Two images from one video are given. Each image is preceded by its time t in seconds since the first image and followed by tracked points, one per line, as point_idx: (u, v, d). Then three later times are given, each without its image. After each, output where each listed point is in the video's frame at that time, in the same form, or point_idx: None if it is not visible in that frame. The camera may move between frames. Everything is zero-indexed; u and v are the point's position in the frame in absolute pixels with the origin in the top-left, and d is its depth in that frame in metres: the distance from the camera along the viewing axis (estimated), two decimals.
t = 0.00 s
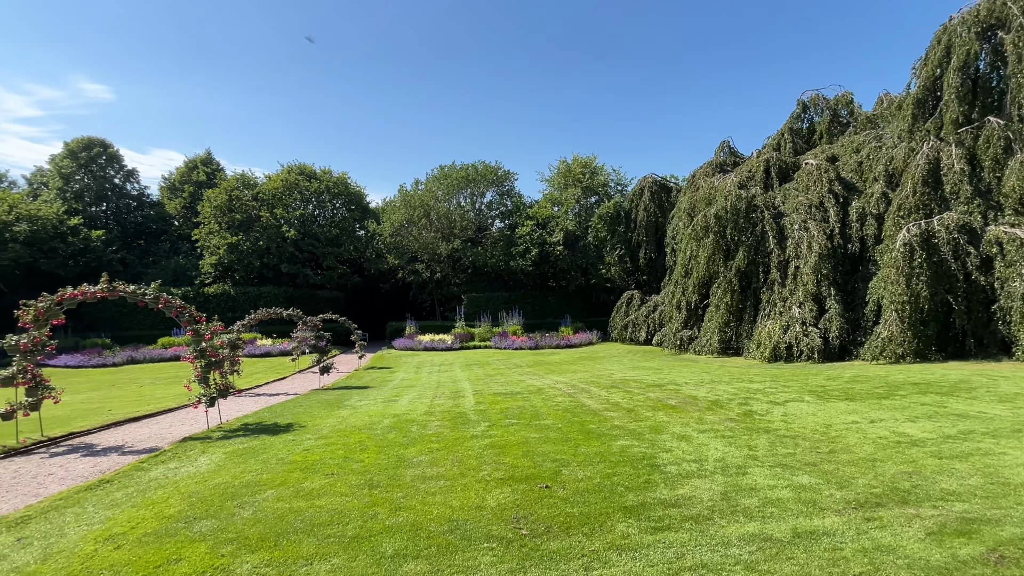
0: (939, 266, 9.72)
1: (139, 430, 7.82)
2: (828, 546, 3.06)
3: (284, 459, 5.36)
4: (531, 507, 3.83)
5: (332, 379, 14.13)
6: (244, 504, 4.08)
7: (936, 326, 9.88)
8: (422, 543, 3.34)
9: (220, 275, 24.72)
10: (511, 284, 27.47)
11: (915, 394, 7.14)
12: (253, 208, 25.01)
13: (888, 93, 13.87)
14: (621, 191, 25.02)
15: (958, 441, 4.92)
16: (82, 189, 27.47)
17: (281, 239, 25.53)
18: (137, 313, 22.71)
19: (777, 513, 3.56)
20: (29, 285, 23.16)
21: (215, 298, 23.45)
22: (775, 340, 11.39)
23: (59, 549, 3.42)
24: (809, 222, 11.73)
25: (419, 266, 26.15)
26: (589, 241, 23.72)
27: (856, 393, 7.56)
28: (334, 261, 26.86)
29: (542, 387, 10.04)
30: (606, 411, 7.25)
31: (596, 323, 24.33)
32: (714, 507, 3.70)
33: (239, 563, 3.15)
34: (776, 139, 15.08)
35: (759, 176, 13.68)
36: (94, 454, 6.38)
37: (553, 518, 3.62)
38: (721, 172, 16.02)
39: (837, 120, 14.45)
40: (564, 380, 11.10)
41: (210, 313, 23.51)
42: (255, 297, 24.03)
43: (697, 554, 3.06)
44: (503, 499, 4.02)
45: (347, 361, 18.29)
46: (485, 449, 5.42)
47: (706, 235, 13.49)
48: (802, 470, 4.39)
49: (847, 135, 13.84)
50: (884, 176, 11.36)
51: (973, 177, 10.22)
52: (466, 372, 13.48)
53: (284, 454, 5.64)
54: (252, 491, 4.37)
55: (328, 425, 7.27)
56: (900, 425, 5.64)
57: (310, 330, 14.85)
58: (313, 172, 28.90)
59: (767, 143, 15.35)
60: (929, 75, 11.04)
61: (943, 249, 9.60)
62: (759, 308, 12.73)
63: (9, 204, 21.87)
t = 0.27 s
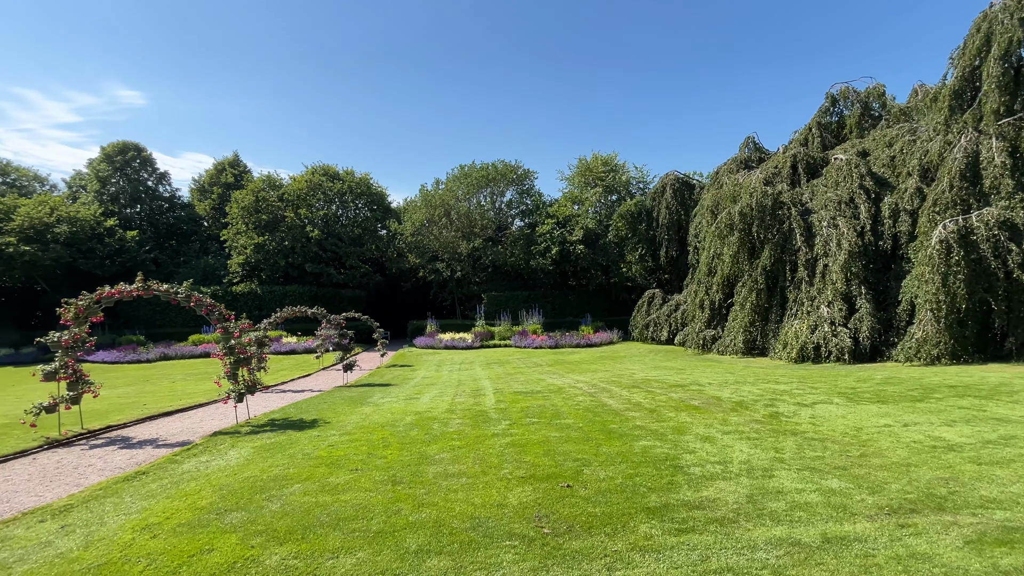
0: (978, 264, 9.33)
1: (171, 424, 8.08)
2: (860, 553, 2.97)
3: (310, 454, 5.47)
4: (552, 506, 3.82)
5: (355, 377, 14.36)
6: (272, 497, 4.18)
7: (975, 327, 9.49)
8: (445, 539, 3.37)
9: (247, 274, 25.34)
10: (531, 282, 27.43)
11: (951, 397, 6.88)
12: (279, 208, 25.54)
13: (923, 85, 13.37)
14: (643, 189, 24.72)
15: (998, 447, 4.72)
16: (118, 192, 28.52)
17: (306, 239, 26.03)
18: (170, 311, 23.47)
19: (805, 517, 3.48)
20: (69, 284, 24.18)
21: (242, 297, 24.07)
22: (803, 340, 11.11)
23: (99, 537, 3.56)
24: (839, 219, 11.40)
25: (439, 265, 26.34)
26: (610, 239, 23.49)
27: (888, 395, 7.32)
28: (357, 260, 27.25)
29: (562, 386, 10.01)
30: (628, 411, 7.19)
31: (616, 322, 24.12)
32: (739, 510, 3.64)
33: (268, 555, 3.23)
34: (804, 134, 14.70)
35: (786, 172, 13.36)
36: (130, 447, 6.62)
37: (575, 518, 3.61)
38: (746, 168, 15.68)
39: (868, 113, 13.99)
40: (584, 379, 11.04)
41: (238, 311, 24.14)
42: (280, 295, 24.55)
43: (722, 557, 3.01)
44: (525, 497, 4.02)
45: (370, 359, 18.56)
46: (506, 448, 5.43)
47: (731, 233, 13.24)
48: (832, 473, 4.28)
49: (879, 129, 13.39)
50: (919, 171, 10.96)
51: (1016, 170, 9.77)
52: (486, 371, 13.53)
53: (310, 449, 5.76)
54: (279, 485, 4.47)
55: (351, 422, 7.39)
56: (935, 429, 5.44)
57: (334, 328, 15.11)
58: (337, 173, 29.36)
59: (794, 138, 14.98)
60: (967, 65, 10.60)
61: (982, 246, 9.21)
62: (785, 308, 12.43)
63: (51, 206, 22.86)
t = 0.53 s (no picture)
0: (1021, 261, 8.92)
1: (202, 418, 8.33)
2: (893, 560, 2.88)
3: (334, 450, 5.57)
4: (574, 506, 3.81)
5: (378, 374, 14.56)
6: (299, 491, 4.28)
7: (1017, 327, 9.09)
8: (467, 536, 3.39)
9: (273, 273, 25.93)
10: (551, 281, 27.39)
11: (991, 401, 6.60)
12: (303, 209, 26.04)
13: (961, 75, 12.85)
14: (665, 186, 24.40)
15: None
16: (151, 194, 29.51)
17: (329, 239, 26.49)
18: (200, 309, 24.17)
19: (835, 522, 3.39)
20: (106, 283, 25.14)
21: (269, 296, 24.64)
22: (833, 340, 10.81)
23: (136, 526, 3.70)
24: (870, 215, 11.06)
25: (460, 264, 26.49)
26: (631, 237, 23.25)
27: (922, 398, 7.08)
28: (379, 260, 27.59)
29: (583, 385, 9.96)
30: (650, 411, 7.11)
31: (638, 321, 23.88)
32: (766, 514, 3.56)
33: (295, 547, 3.31)
34: (833, 128, 14.29)
35: (814, 167, 13.01)
36: (164, 440, 6.86)
37: (597, 518, 3.59)
38: (772, 164, 15.33)
39: (902, 105, 13.52)
40: (605, 378, 10.97)
41: (265, 309, 24.73)
42: (304, 294, 25.04)
43: (747, 561, 2.96)
44: (546, 496, 4.02)
45: (392, 357, 18.79)
46: (526, 446, 5.44)
47: (757, 231, 12.96)
48: (863, 478, 4.16)
49: (913, 121, 12.92)
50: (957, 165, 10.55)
51: None
52: (506, 369, 13.56)
53: (334, 445, 5.87)
54: (305, 479, 4.57)
55: (374, 419, 7.50)
56: (973, 434, 5.22)
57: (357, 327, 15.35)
58: (359, 173, 29.76)
59: (823, 133, 14.58)
60: (1010, 54, 10.13)
61: None
62: (814, 307, 12.11)
63: (89, 208, 23.80)
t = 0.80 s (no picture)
0: None
1: (232, 413, 8.57)
2: (931, 570, 2.78)
3: (358, 446, 5.66)
4: (596, 505, 3.79)
5: (400, 372, 14.74)
6: (325, 486, 4.36)
7: None
8: (489, 533, 3.41)
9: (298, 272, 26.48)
10: (571, 280, 27.32)
11: None
12: (328, 209, 26.47)
13: (1003, 64, 12.28)
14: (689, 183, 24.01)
15: None
16: (183, 196, 30.47)
17: (352, 238, 26.88)
18: (229, 307, 24.84)
19: (868, 528, 3.29)
20: (141, 282, 26.05)
21: (294, 294, 25.15)
22: (864, 341, 10.48)
23: (171, 516, 3.83)
24: (905, 211, 10.67)
25: (480, 263, 26.57)
26: (654, 235, 22.94)
27: (960, 402, 6.81)
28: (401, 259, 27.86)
29: (605, 385, 9.89)
30: (673, 411, 7.02)
31: (660, 321, 23.57)
32: (794, 518, 3.48)
33: (322, 541, 3.38)
34: (865, 121, 13.83)
35: (845, 162, 12.62)
36: (196, 434, 7.08)
37: (620, 518, 3.56)
38: (800, 159, 14.93)
39: (939, 97, 12.99)
40: (627, 378, 10.87)
41: (291, 307, 25.26)
42: (329, 292, 25.47)
43: (776, 566, 2.89)
44: (568, 495, 4.01)
45: (414, 355, 18.98)
46: (548, 445, 5.43)
47: (785, 228, 12.65)
48: (897, 483, 4.02)
49: (951, 113, 12.41)
50: (999, 158, 10.09)
51: None
52: (527, 368, 13.56)
53: (358, 441, 5.97)
54: (330, 474, 4.65)
55: (397, 415, 7.59)
56: (1016, 440, 5.00)
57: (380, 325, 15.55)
58: (382, 173, 30.11)
59: (854, 126, 14.13)
60: None
61: None
62: (844, 306, 11.76)
63: (125, 210, 24.70)
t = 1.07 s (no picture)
0: None
1: (260, 408, 8.80)
2: None
3: (382, 442, 5.74)
4: (619, 505, 3.76)
5: (422, 369, 14.88)
6: (349, 480, 4.44)
7: None
8: (511, 531, 3.42)
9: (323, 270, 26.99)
10: (592, 278, 27.20)
11: None
12: (351, 209, 26.89)
13: None
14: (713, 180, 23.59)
15: None
16: (213, 197, 31.36)
17: (375, 238, 27.23)
18: (256, 305, 25.48)
19: (903, 535, 3.18)
20: (174, 281, 26.91)
21: (319, 292, 25.63)
22: (899, 342, 10.12)
23: (203, 507, 3.95)
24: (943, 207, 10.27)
25: (501, 262, 26.61)
26: (677, 233, 22.61)
27: (1002, 405, 6.52)
28: (422, 257, 28.09)
29: (627, 384, 9.79)
30: (697, 412, 6.91)
31: (683, 320, 23.23)
32: (824, 523, 3.39)
33: (347, 534, 3.44)
34: (900, 113, 13.36)
35: (878, 156, 12.21)
36: (226, 428, 7.28)
37: (643, 519, 3.53)
38: (830, 154, 14.50)
39: (980, 86, 12.45)
40: (649, 377, 10.74)
41: (316, 305, 25.75)
42: (352, 291, 25.87)
43: (804, 571, 2.83)
44: (590, 494, 3.98)
45: (435, 353, 19.14)
46: (569, 444, 5.41)
47: (814, 224, 12.30)
48: (933, 489, 3.88)
49: (993, 103, 11.88)
50: None
51: None
52: (548, 366, 13.53)
53: (382, 437, 6.05)
54: (355, 469, 4.73)
55: (419, 412, 7.67)
56: None
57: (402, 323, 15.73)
58: (404, 173, 30.40)
59: (888, 119, 13.66)
60: None
61: None
62: (877, 306, 11.38)
63: (158, 211, 25.56)
